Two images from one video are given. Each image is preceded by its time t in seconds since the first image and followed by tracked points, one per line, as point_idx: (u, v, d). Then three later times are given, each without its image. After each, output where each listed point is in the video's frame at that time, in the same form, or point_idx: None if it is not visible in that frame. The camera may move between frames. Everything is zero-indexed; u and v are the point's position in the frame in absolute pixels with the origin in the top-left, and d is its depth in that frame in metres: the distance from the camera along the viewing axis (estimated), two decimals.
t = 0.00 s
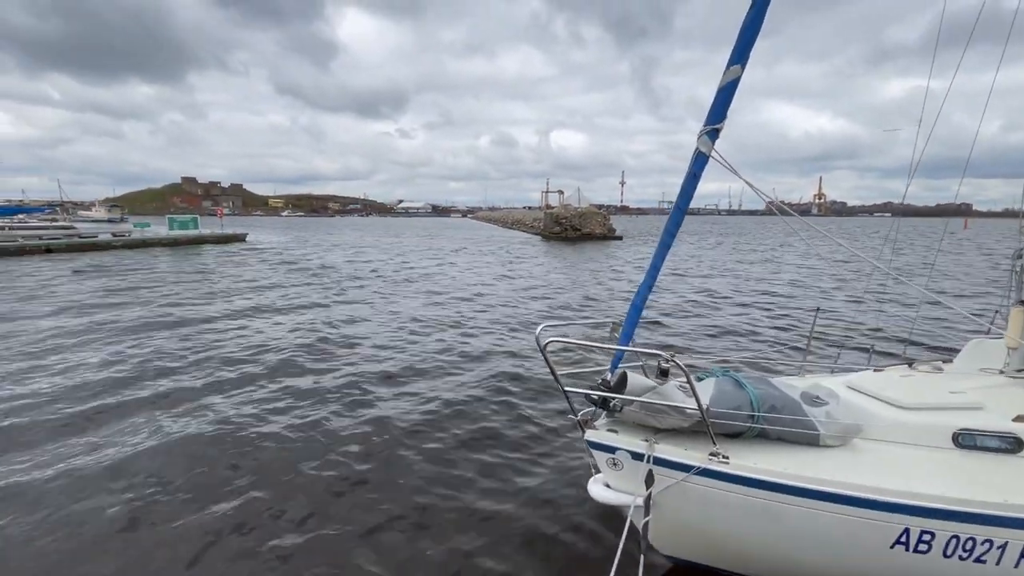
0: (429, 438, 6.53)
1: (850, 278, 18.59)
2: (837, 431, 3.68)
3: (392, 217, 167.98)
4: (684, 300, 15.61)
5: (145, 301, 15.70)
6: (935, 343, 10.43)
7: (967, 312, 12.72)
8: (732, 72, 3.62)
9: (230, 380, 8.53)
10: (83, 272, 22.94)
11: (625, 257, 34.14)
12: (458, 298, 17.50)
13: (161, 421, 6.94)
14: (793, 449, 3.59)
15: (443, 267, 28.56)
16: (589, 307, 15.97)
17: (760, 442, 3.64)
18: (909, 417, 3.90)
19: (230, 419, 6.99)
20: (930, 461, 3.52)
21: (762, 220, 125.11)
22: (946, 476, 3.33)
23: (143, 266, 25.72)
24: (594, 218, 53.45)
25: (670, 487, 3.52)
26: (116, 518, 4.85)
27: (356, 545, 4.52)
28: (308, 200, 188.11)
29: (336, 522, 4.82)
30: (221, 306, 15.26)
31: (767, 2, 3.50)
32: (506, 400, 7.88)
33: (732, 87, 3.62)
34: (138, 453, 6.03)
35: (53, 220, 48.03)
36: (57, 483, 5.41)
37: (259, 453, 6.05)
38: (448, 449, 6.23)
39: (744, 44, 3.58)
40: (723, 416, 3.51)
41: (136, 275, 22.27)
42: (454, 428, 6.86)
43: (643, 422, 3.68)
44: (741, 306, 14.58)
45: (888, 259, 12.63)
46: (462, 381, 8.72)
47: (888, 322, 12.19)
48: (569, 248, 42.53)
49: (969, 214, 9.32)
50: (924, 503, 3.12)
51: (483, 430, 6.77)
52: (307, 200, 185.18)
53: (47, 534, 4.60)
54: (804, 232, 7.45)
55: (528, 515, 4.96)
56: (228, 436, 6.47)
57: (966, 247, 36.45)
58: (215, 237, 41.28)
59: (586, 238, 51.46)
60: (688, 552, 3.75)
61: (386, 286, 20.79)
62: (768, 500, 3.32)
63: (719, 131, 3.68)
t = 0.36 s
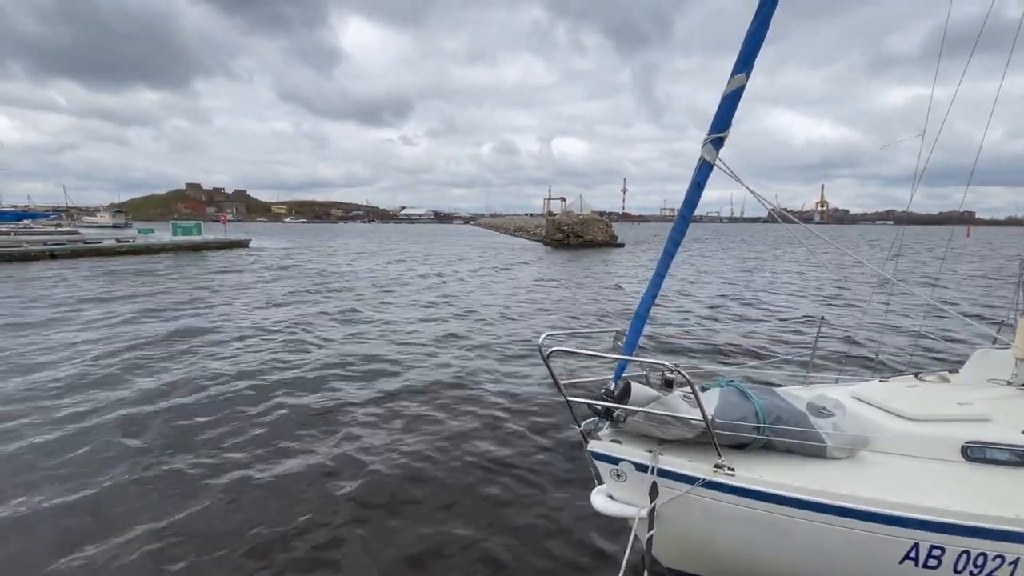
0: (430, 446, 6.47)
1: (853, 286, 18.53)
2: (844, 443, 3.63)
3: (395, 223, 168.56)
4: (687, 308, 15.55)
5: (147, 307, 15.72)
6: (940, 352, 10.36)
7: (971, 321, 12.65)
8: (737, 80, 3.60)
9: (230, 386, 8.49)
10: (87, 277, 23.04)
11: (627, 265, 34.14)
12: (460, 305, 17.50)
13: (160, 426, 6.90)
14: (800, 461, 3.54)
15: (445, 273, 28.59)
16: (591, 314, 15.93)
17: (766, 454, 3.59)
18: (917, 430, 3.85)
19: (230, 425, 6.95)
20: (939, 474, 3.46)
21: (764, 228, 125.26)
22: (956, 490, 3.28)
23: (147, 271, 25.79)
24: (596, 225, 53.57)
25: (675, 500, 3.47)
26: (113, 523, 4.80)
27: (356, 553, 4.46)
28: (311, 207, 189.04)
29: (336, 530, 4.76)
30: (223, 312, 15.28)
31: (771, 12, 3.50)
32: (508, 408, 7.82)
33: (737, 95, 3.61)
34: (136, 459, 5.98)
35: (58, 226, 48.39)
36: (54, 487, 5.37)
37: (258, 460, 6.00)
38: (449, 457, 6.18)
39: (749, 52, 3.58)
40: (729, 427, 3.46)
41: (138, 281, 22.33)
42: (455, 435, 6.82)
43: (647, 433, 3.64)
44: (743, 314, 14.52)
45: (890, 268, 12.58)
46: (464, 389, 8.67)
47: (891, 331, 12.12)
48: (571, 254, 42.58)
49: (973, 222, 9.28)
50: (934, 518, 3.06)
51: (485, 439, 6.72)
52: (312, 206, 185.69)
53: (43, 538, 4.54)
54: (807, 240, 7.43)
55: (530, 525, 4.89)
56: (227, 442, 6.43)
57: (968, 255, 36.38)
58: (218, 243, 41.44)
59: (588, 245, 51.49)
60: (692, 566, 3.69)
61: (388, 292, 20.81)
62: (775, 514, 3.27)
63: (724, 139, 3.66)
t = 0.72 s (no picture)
0: (429, 450, 6.44)
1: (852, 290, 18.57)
2: (846, 446, 3.62)
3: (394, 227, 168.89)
4: (686, 313, 15.54)
5: (145, 310, 15.69)
6: (939, 356, 10.36)
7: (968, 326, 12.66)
8: (741, 83, 3.60)
9: (229, 389, 8.45)
10: (85, 280, 23.00)
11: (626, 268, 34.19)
12: (460, 308, 17.52)
13: (157, 429, 6.85)
14: (803, 465, 3.52)
15: (444, 277, 28.62)
16: (590, 317, 15.95)
17: (767, 458, 3.58)
18: (919, 434, 3.84)
19: (228, 428, 6.92)
20: (943, 479, 3.44)
21: (762, 232, 125.53)
22: (959, 494, 3.26)
23: (146, 274, 25.78)
24: (595, 229, 53.70)
25: (677, 503, 3.45)
26: (107, 528, 4.75)
27: (354, 558, 4.42)
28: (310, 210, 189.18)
29: (334, 535, 4.72)
30: (222, 315, 15.27)
31: (774, 15, 3.50)
32: (507, 412, 7.79)
33: (741, 97, 3.60)
34: (132, 463, 5.93)
35: (57, 228, 48.39)
36: (49, 492, 5.32)
37: (256, 464, 5.95)
38: (449, 462, 6.14)
39: (752, 55, 3.58)
40: (731, 431, 3.44)
41: (137, 284, 22.29)
42: (455, 439, 6.80)
43: (648, 436, 3.62)
44: (743, 319, 14.52)
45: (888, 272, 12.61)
46: (464, 392, 8.66)
47: (890, 335, 12.13)
48: (570, 258, 42.69)
49: (971, 227, 9.30)
50: (938, 522, 3.04)
51: (485, 443, 6.70)
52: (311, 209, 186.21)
53: (36, 544, 4.49)
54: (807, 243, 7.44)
55: (530, 530, 4.86)
56: (225, 446, 6.39)
57: (964, 260, 36.54)
58: (217, 246, 41.41)
59: (587, 249, 51.56)
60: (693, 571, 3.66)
61: (387, 295, 20.83)
62: (775, 518, 3.25)
63: (727, 142, 3.66)
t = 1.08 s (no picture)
0: (427, 451, 6.42)
1: (849, 291, 18.64)
2: (845, 448, 3.61)
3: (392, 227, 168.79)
4: (684, 314, 15.56)
5: (143, 310, 15.64)
6: (935, 357, 10.40)
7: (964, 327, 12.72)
8: (740, 84, 3.60)
9: (225, 389, 8.41)
10: (83, 280, 22.94)
11: (624, 269, 34.23)
12: (458, 308, 17.52)
13: (153, 429, 6.81)
14: (802, 467, 3.51)
15: (443, 277, 28.62)
16: (588, 318, 15.96)
17: (766, 459, 3.57)
18: (917, 435, 3.84)
19: (225, 428, 6.88)
20: (941, 480, 3.44)
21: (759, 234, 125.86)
22: (958, 496, 3.25)
23: (143, 274, 25.71)
24: (593, 230, 53.77)
25: (677, 505, 3.44)
26: (103, 529, 4.71)
27: (352, 560, 4.40)
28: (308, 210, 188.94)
29: (332, 537, 4.69)
30: (220, 315, 15.22)
31: (774, 16, 3.50)
32: (506, 413, 7.78)
33: (740, 98, 3.61)
34: (128, 463, 5.88)
35: (53, 228, 48.22)
36: (43, 492, 5.27)
37: (252, 465, 5.91)
38: (448, 463, 6.12)
39: (752, 55, 3.58)
40: (731, 432, 3.44)
41: (134, 284, 22.20)
42: (453, 439, 6.78)
43: (648, 437, 3.61)
44: (740, 319, 14.55)
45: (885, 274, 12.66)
46: (462, 392, 8.65)
47: (887, 336, 12.18)
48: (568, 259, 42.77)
49: (967, 229, 9.35)
50: (938, 524, 3.04)
51: (483, 443, 6.69)
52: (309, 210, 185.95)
53: (30, 546, 4.45)
54: (804, 244, 7.45)
55: (529, 531, 4.84)
56: (222, 446, 6.35)
57: (960, 261, 36.74)
58: (214, 246, 41.30)
59: (585, 250, 51.65)
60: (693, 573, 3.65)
61: (386, 295, 20.83)
62: (775, 519, 3.25)
63: (727, 142, 3.65)
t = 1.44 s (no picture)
0: (426, 450, 6.40)
1: (848, 290, 18.64)
2: (843, 448, 3.60)
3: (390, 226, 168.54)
4: (683, 313, 15.53)
5: (141, 308, 15.62)
6: (935, 356, 10.39)
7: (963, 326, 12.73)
8: (738, 83, 3.59)
9: (222, 388, 8.37)
10: (81, 278, 22.92)
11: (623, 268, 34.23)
12: (457, 307, 17.49)
13: (148, 428, 6.76)
14: (800, 467, 3.51)
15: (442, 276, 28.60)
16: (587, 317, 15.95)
17: (765, 460, 3.57)
18: (914, 435, 3.84)
19: (221, 428, 6.85)
20: (939, 480, 3.43)
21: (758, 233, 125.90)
22: (956, 495, 3.24)
23: (142, 273, 25.67)
24: (592, 229, 53.72)
25: (675, 506, 3.43)
26: (98, 528, 4.66)
27: (348, 559, 4.36)
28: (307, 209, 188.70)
29: (329, 535, 4.66)
30: (218, 313, 15.20)
31: (771, 15, 3.49)
32: (504, 412, 7.77)
33: (738, 97, 3.59)
34: (123, 463, 5.84)
35: (51, 226, 48.14)
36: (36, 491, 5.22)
37: (248, 464, 5.88)
38: (446, 462, 6.11)
39: (750, 54, 3.56)
40: (729, 433, 3.43)
41: (132, 282, 22.10)
42: (451, 438, 6.78)
43: (646, 437, 3.60)
44: (739, 319, 14.53)
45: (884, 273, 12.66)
46: (460, 391, 8.64)
47: (885, 335, 12.18)
48: (567, 258, 42.75)
49: (965, 228, 9.36)
50: (936, 523, 3.03)
51: (481, 442, 6.68)
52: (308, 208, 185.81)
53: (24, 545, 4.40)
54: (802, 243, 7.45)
55: (527, 530, 4.83)
56: (219, 445, 6.34)
57: (959, 261, 36.73)
58: (212, 244, 41.15)
59: (584, 249, 51.63)
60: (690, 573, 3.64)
61: (384, 294, 20.81)
62: (773, 520, 3.24)
63: (725, 141, 3.64)
